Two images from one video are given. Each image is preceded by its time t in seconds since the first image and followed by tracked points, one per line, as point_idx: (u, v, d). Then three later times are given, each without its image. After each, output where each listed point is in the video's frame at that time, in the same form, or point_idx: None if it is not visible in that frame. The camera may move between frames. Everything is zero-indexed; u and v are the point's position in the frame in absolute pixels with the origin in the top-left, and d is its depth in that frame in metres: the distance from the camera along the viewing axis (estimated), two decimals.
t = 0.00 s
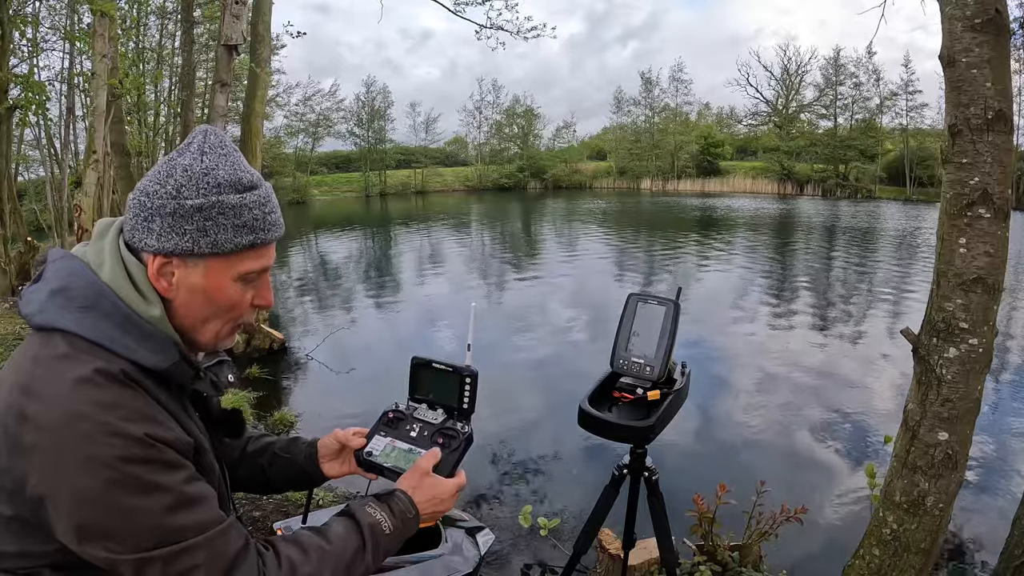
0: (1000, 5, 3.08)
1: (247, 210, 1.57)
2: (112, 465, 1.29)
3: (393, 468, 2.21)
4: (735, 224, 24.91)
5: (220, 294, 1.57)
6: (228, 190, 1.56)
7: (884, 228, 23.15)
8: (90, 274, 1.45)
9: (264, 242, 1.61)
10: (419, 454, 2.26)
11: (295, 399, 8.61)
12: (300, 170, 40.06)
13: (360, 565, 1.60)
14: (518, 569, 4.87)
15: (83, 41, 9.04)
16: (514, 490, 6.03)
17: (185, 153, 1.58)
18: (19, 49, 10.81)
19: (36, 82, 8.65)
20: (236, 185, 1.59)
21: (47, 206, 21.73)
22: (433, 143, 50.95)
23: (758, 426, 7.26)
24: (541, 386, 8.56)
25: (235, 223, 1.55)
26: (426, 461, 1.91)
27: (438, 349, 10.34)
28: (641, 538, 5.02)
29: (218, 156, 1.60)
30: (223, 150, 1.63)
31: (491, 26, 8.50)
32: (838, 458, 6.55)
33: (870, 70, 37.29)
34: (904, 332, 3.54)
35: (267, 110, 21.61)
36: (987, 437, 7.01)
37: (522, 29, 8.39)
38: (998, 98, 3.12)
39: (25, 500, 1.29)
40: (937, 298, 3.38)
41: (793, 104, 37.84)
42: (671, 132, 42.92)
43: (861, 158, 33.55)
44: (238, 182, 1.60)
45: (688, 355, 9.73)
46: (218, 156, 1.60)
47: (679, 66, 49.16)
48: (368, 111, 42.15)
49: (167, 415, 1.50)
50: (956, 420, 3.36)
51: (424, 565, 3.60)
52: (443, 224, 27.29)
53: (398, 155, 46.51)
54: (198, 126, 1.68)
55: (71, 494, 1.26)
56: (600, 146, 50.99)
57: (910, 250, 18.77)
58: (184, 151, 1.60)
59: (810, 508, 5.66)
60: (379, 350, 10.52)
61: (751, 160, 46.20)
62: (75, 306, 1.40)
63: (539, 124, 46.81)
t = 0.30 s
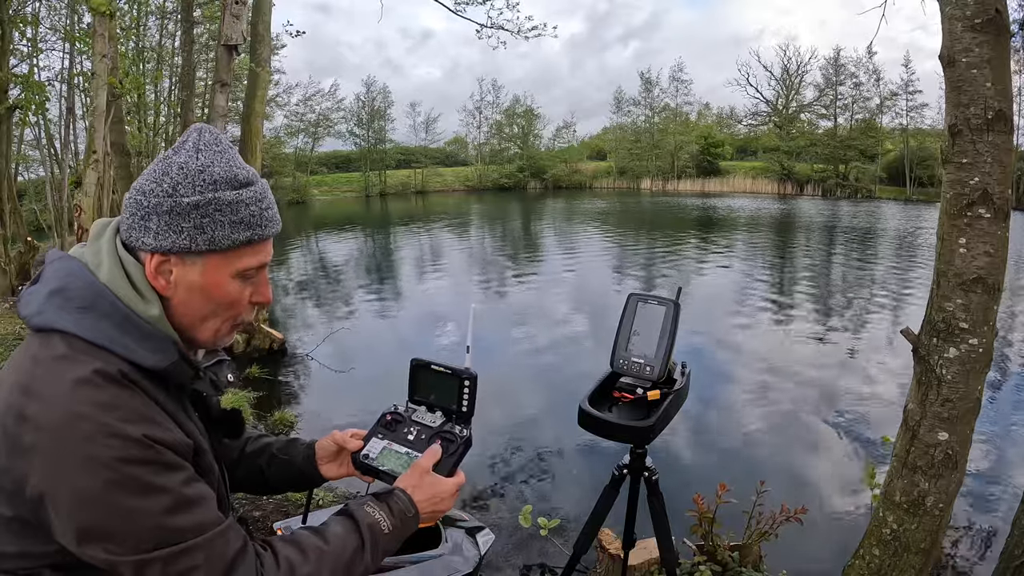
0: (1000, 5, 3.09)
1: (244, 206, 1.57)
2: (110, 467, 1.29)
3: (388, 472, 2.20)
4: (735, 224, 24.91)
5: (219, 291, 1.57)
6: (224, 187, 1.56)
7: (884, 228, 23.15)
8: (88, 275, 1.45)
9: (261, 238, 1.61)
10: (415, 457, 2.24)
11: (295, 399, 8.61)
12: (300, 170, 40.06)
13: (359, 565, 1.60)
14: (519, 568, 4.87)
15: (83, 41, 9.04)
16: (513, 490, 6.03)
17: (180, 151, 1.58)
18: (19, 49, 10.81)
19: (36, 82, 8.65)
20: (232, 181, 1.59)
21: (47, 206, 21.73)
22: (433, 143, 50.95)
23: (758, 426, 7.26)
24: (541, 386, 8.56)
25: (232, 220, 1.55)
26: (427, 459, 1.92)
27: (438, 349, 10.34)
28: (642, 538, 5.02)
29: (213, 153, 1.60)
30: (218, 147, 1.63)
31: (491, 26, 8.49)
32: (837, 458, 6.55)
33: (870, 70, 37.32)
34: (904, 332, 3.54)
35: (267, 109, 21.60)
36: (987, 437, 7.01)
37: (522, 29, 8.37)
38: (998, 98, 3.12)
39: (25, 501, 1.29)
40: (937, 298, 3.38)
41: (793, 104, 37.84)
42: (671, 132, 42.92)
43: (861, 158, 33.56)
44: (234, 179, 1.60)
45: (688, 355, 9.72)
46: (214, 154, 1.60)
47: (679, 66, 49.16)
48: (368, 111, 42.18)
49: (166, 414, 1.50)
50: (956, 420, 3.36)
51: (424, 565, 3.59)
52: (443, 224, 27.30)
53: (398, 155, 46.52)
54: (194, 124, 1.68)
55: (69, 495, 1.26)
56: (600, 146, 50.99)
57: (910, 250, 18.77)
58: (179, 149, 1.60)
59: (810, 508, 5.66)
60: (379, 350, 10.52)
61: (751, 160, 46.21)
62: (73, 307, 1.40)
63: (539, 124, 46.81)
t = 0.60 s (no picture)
0: (1000, 5, 3.09)
1: (245, 208, 1.57)
2: (109, 468, 1.29)
3: (386, 474, 2.20)
4: (735, 223, 24.92)
5: (218, 292, 1.57)
6: (225, 188, 1.56)
7: (884, 228, 23.15)
8: (88, 275, 1.45)
9: (261, 239, 1.61)
10: (413, 458, 2.24)
11: (295, 399, 8.61)
12: (300, 170, 40.08)
13: (358, 565, 1.60)
14: (519, 568, 4.87)
15: (83, 41, 9.04)
16: (514, 490, 6.03)
17: (181, 152, 1.58)
18: (19, 49, 10.81)
19: (36, 82, 8.66)
20: (233, 182, 1.58)
21: (47, 206, 21.74)
22: (433, 143, 50.97)
23: (758, 426, 7.26)
24: (541, 386, 8.56)
25: (232, 221, 1.55)
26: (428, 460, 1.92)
27: (438, 349, 10.33)
28: (641, 538, 5.02)
29: (214, 154, 1.60)
30: (218, 148, 1.63)
31: (491, 27, 8.46)
32: (837, 457, 6.55)
33: (870, 70, 37.32)
34: (904, 332, 3.54)
35: (267, 110, 21.62)
36: (987, 437, 7.01)
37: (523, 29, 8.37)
38: (998, 98, 3.12)
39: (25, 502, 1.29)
40: (937, 298, 3.38)
41: (793, 104, 37.85)
42: (670, 132, 42.90)
43: (861, 158, 33.57)
44: (235, 180, 1.60)
45: (688, 355, 9.72)
46: (215, 155, 1.60)
47: (679, 66, 49.14)
48: (368, 111, 42.17)
49: (166, 416, 1.50)
50: (956, 420, 3.36)
51: (424, 565, 3.59)
52: (443, 224, 27.29)
53: (397, 155, 46.51)
54: (194, 125, 1.68)
55: (68, 496, 1.27)
56: (600, 146, 50.99)
57: (910, 250, 18.78)
58: (180, 149, 1.60)
59: (810, 508, 5.66)
60: (379, 350, 10.52)
61: (751, 160, 46.22)
62: (73, 308, 1.40)
63: (539, 124, 46.83)
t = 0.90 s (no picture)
0: (1000, 5, 3.09)
1: (246, 208, 1.57)
2: (109, 467, 1.29)
3: (387, 474, 2.20)
4: (735, 223, 24.92)
5: (219, 293, 1.57)
6: (227, 188, 1.56)
7: (884, 228, 23.14)
8: (89, 275, 1.45)
9: (262, 239, 1.61)
10: (414, 459, 2.24)
11: (296, 399, 8.61)
12: (301, 170, 40.08)
13: (359, 566, 1.60)
14: (519, 569, 4.87)
15: (83, 41, 9.05)
16: (514, 491, 6.03)
17: (183, 152, 1.58)
18: (19, 49, 10.81)
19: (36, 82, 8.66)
20: (235, 183, 1.59)
21: (47, 206, 21.74)
22: (433, 143, 50.95)
23: (758, 426, 7.26)
24: (541, 386, 8.56)
25: (234, 222, 1.55)
26: (428, 461, 1.93)
27: (439, 349, 10.33)
28: (641, 538, 5.02)
29: (216, 155, 1.60)
30: (220, 149, 1.63)
31: (491, 27, 8.47)
32: (837, 458, 6.55)
33: (870, 70, 37.32)
34: (904, 332, 3.54)
35: (267, 110, 21.62)
36: (987, 437, 7.01)
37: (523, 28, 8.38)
38: (998, 98, 3.12)
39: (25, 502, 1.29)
40: (937, 298, 3.38)
41: (793, 104, 37.84)
42: (671, 132, 42.89)
43: (861, 158, 33.57)
44: (237, 180, 1.60)
45: (689, 355, 9.72)
46: (216, 155, 1.60)
47: (680, 66, 49.13)
48: (368, 111, 42.15)
49: (166, 416, 1.50)
50: (957, 420, 3.36)
51: (424, 565, 3.60)
52: (443, 224, 27.28)
53: (398, 155, 46.52)
54: (196, 126, 1.68)
55: (69, 497, 1.26)
56: (600, 146, 50.99)
57: (910, 250, 18.78)
58: (182, 149, 1.60)
59: (810, 508, 5.66)
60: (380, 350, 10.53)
61: (751, 160, 46.21)
62: (74, 308, 1.40)
63: (539, 124, 46.83)
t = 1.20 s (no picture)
0: (1000, 5, 3.09)
1: (250, 208, 1.57)
2: (113, 465, 1.29)
3: (387, 474, 2.19)
4: (735, 223, 24.93)
5: (222, 292, 1.58)
6: (230, 188, 1.56)
7: (884, 229, 23.16)
8: (92, 274, 1.45)
9: (265, 239, 1.62)
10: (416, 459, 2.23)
11: (296, 399, 8.61)
12: (300, 170, 40.08)
13: (359, 565, 1.60)
14: (518, 569, 4.87)
15: (83, 41, 9.04)
16: (514, 490, 6.03)
17: (186, 151, 1.58)
18: (19, 49, 10.81)
19: (36, 82, 8.66)
20: (238, 183, 1.59)
21: (47, 206, 21.75)
22: (433, 143, 50.97)
23: (758, 426, 7.25)
24: (541, 386, 8.56)
25: (237, 221, 1.55)
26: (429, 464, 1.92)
27: (439, 349, 10.33)
28: (641, 538, 5.02)
29: (219, 155, 1.60)
30: (224, 149, 1.63)
31: (491, 27, 8.48)
32: (838, 458, 6.55)
33: (870, 70, 37.35)
34: (904, 332, 3.54)
35: (267, 110, 21.61)
36: (987, 437, 7.01)
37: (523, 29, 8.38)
38: (998, 98, 3.12)
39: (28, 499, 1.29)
40: (937, 298, 3.38)
41: (793, 104, 37.86)
42: (671, 132, 42.90)
43: (861, 158, 33.59)
44: (240, 180, 1.60)
45: (688, 355, 9.72)
46: (220, 155, 1.60)
47: (679, 66, 49.13)
48: (368, 111, 42.15)
49: (168, 415, 1.50)
50: (956, 420, 3.36)
51: (424, 565, 3.60)
52: (443, 224, 27.29)
53: (398, 155, 46.50)
54: (200, 126, 1.68)
55: (72, 494, 1.27)
56: (600, 146, 50.99)
57: (910, 250, 18.79)
58: (186, 149, 1.60)
59: (810, 508, 5.66)
60: (380, 350, 10.52)
61: (751, 160, 46.21)
62: (77, 306, 1.40)
63: (539, 124, 46.86)
